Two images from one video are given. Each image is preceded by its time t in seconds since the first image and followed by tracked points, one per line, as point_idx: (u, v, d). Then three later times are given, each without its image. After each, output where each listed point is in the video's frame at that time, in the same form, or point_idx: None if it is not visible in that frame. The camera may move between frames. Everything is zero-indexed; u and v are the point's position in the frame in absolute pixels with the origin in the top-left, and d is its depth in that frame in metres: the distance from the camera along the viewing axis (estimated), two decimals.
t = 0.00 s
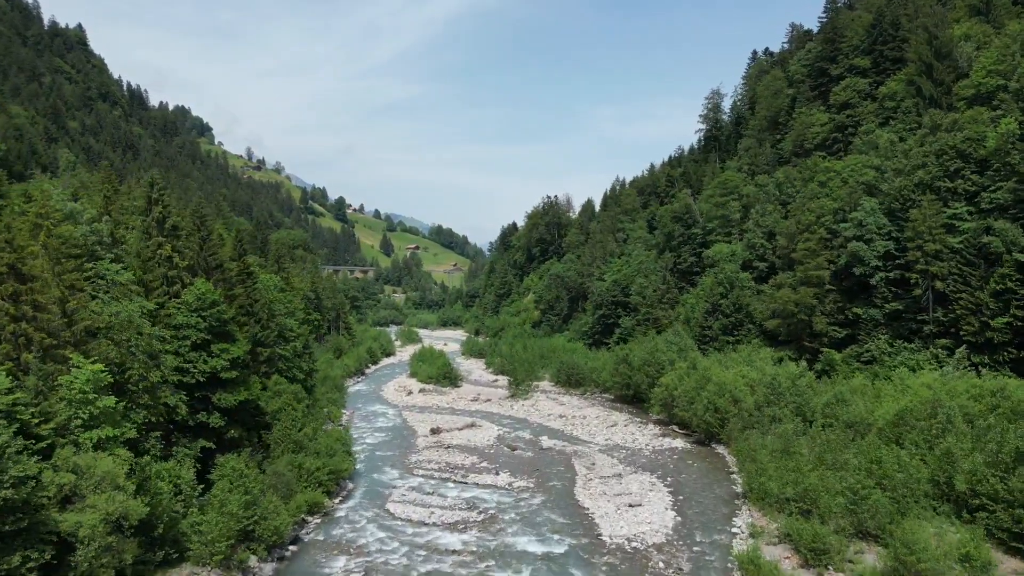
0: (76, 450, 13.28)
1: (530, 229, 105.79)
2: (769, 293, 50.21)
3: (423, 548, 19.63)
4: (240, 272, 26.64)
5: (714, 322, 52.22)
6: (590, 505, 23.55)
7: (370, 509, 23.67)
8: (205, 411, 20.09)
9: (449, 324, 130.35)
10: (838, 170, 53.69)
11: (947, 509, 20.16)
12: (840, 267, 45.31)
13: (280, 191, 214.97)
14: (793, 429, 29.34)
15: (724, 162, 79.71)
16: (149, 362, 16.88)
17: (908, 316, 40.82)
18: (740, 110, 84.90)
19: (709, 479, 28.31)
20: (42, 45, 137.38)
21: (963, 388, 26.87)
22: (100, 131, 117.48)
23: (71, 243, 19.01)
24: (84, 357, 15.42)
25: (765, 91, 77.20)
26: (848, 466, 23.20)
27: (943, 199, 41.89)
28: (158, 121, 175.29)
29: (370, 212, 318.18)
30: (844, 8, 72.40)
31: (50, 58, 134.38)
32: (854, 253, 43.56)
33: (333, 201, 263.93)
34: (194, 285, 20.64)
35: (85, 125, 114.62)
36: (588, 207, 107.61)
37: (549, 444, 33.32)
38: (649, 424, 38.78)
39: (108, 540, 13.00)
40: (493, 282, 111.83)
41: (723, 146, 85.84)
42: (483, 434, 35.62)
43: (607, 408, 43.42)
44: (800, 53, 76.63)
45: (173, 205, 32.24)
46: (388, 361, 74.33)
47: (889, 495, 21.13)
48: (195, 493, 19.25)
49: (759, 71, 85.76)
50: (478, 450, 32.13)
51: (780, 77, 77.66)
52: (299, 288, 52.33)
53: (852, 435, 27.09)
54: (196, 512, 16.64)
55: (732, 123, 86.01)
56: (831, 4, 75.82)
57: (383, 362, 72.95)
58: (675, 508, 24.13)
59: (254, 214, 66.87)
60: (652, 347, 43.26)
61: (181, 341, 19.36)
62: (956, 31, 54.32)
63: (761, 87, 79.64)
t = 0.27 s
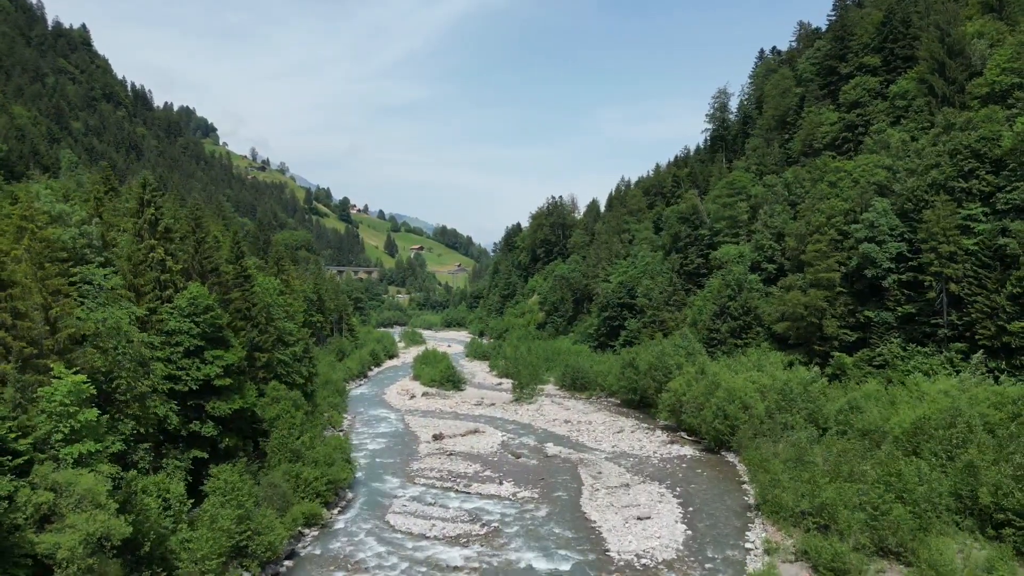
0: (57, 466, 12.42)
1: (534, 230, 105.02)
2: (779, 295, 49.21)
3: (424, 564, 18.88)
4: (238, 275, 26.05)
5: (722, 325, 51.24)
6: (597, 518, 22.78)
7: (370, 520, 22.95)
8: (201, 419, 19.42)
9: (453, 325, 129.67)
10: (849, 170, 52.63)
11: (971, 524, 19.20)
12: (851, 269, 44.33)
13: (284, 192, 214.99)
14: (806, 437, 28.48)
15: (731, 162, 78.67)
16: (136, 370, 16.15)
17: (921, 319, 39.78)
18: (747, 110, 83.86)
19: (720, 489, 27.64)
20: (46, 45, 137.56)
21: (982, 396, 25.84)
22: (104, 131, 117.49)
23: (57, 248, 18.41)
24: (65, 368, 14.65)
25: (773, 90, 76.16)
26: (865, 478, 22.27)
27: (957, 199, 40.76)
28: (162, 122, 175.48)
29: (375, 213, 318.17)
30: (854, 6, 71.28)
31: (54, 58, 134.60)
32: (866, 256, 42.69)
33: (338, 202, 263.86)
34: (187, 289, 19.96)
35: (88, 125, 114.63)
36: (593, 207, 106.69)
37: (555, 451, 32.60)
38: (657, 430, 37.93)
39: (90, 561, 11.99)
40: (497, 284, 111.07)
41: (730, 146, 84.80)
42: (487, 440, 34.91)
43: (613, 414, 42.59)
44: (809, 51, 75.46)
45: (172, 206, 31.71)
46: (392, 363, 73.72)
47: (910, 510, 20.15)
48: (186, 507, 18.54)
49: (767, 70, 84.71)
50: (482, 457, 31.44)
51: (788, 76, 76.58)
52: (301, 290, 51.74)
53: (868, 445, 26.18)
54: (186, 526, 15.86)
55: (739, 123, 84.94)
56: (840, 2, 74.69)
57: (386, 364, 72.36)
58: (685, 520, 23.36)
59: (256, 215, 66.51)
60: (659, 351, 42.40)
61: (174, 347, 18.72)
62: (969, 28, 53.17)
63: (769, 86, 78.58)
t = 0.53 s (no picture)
0: (35, 485, 11.63)
1: (541, 231, 104.18)
2: (790, 297, 48.12)
3: None
4: (237, 279, 25.41)
5: (732, 328, 50.20)
6: (607, 533, 22.04)
7: (371, 533, 22.20)
8: (196, 429, 18.80)
9: (459, 326, 128.94)
10: (862, 170, 51.44)
11: (1000, 542, 18.17)
12: (865, 270, 43.20)
13: (291, 192, 215.17)
14: (821, 446, 27.47)
15: (740, 162, 77.49)
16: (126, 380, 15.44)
17: (938, 323, 38.55)
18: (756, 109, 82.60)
19: (733, 500, 26.76)
20: (52, 46, 137.95)
21: (1006, 406, 24.68)
22: (110, 132, 117.67)
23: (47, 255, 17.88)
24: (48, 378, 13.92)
25: (783, 89, 74.90)
26: (887, 493, 21.27)
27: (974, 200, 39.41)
28: (169, 122, 175.95)
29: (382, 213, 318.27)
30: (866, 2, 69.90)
31: (61, 59, 135.00)
32: (880, 257, 41.56)
33: (343, 202, 263.78)
34: (182, 294, 19.27)
35: (94, 126, 114.81)
36: (600, 208, 105.63)
37: (562, 459, 31.80)
38: (667, 437, 37.00)
39: None
40: (503, 284, 110.29)
41: (739, 145, 83.60)
42: (493, 447, 34.15)
43: (622, 419, 41.68)
44: (820, 49, 74.11)
45: (172, 208, 31.19)
46: (397, 366, 72.99)
47: (934, 525, 19.02)
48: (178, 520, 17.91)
49: (777, 69, 83.42)
50: (489, 465, 30.69)
51: (798, 75, 75.30)
52: (304, 292, 51.07)
53: (887, 456, 25.15)
54: (176, 544, 15.05)
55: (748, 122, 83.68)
56: None
57: (391, 366, 71.77)
58: (699, 535, 22.55)
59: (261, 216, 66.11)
60: (669, 355, 41.44)
61: (167, 354, 18.05)
62: (986, 24, 51.81)
63: (779, 84, 77.33)
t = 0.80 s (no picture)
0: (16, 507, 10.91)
1: (551, 231, 103.28)
2: (807, 300, 46.79)
3: None
4: (239, 283, 24.78)
5: (747, 331, 48.91)
6: (621, 549, 21.14)
7: (377, 546, 21.42)
8: (195, 440, 18.11)
9: (469, 326, 128.21)
10: (882, 170, 49.96)
11: None
12: (886, 273, 41.71)
13: (302, 193, 215.97)
14: (844, 457, 26.32)
15: (754, 161, 76.04)
16: (120, 392, 14.77)
17: (961, 327, 37.05)
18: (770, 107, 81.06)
19: (753, 514, 25.67)
20: (65, 47, 139.03)
21: None
22: (122, 133, 118.51)
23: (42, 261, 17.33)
24: (35, 392, 13.24)
25: (798, 87, 73.38)
26: (917, 509, 20.13)
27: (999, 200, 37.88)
28: (181, 123, 177.22)
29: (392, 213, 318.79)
30: None
31: (73, 60, 136.20)
32: (902, 259, 40.07)
33: (354, 202, 264.46)
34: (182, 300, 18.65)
35: (106, 127, 115.67)
36: (611, 208, 104.44)
37: (575, 468, 30.88)
38: (682, 445, 35.91)
39: None
40: (514, 285, 109.45)
41: (753, 145, 82.11)
42: (504, 454, 33.31)
43: (635, 425, 40.64)
44: (837, 46, 72.46)
45: (177, 210, 30.73)
46: (407, 367, 72.45)
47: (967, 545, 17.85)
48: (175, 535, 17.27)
49: (792, 67, 81.79)
50: (500, 474, 29.84)
51: (813, 73, 73.69)
52: (313, 294, 50.58)
53: (914, 470, 23.94)
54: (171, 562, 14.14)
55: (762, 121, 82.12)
56: None
57: (401, 368, 71.28)
58: (718, 551, 21.58)
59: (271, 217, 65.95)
60: (683, 360, 40.36)
61: (166, 363, 17.46)
62: (1011, 19, 50.12)
63: (794, 83, 75.78)
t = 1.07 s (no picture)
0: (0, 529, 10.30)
1: (564, 232, 102.29)
2: (828, 303, 45.32)
3: None
4: (244, 285, 24.20)
5: (766, 335, 47.50)
6: (639, 566, 20.21)
7: (384, 560, 20.64)
8: (196, 450, 17.49)
9: (482, 327, 127.48)
10: (905, 169, 48.29)
11: None
12: (910, 275, 39.68)
13: (315, 193, 216.84)
14: (871, 469, 25.02)
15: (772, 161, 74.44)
16: (116, 403, 14.20)
17: (989, 331, 35.43)
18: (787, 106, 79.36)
19: (775, 528, 24.54)
20: (80, 49, 140.70)
21: None
22: (136, 134, 119.63)
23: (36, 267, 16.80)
24: (23, 406, 12.67)
25: (817, 85, 71.68)
26: (951, 528, 18.84)
27: None
28: (195, 124, 178.81)
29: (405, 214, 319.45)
30: None
31: (88, 62, 137.79)
32: (927, 261, 38.22)
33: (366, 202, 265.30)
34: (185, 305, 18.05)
35: (121, 128, 116.81)
36: (625, 208, 103.11)
37: (589, 478, 29.93)
38: (701, 454, 34.76)
39: None
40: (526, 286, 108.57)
41: (769, 144, 80.44)
42: (516, 462, 32.43)
43: (650, 432, 39.54)
44: (857, 43, 70.63)
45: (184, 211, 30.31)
46: (419, 369, 71.94)
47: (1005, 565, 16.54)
48: (173, 551, 16.64)
49: (810, 64, 79.98)
50: (511, 482, 29.00)
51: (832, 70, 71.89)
52: (324, 296, 50.17)
53: (946, 486, 22.65)
54: None
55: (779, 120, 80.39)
56: None
57: (413, 370, 70.76)
58: (740, 569, 20.57)
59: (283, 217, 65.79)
60: (700, 365, 39.16)
61: (167, 371, 16.91)
62: None
63: (812, 80, 74.05)
